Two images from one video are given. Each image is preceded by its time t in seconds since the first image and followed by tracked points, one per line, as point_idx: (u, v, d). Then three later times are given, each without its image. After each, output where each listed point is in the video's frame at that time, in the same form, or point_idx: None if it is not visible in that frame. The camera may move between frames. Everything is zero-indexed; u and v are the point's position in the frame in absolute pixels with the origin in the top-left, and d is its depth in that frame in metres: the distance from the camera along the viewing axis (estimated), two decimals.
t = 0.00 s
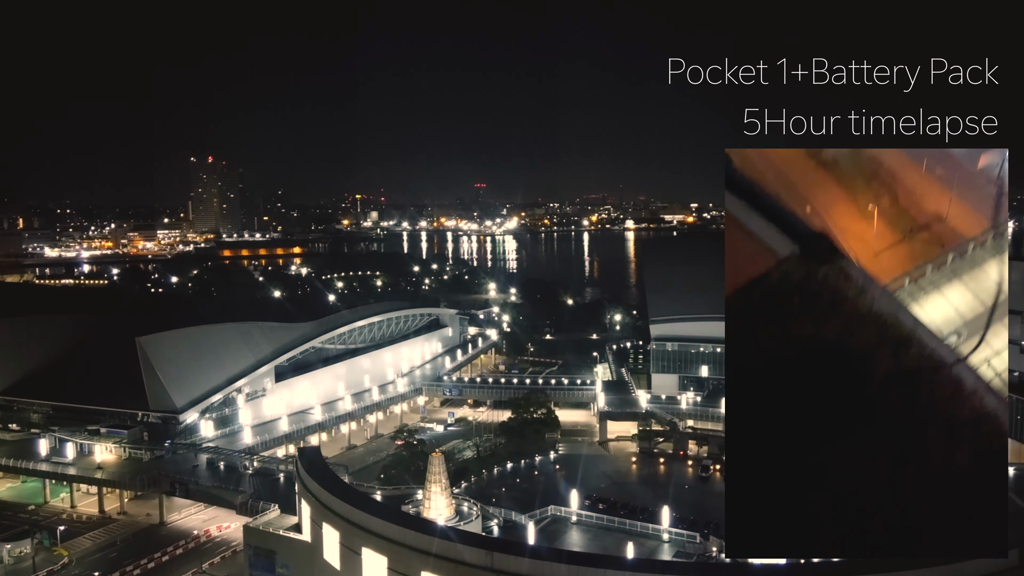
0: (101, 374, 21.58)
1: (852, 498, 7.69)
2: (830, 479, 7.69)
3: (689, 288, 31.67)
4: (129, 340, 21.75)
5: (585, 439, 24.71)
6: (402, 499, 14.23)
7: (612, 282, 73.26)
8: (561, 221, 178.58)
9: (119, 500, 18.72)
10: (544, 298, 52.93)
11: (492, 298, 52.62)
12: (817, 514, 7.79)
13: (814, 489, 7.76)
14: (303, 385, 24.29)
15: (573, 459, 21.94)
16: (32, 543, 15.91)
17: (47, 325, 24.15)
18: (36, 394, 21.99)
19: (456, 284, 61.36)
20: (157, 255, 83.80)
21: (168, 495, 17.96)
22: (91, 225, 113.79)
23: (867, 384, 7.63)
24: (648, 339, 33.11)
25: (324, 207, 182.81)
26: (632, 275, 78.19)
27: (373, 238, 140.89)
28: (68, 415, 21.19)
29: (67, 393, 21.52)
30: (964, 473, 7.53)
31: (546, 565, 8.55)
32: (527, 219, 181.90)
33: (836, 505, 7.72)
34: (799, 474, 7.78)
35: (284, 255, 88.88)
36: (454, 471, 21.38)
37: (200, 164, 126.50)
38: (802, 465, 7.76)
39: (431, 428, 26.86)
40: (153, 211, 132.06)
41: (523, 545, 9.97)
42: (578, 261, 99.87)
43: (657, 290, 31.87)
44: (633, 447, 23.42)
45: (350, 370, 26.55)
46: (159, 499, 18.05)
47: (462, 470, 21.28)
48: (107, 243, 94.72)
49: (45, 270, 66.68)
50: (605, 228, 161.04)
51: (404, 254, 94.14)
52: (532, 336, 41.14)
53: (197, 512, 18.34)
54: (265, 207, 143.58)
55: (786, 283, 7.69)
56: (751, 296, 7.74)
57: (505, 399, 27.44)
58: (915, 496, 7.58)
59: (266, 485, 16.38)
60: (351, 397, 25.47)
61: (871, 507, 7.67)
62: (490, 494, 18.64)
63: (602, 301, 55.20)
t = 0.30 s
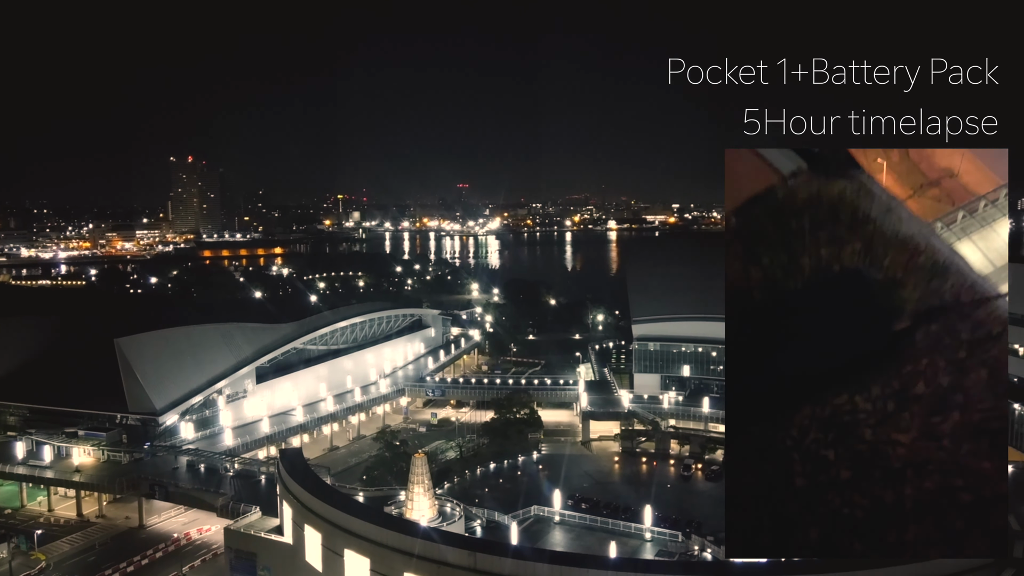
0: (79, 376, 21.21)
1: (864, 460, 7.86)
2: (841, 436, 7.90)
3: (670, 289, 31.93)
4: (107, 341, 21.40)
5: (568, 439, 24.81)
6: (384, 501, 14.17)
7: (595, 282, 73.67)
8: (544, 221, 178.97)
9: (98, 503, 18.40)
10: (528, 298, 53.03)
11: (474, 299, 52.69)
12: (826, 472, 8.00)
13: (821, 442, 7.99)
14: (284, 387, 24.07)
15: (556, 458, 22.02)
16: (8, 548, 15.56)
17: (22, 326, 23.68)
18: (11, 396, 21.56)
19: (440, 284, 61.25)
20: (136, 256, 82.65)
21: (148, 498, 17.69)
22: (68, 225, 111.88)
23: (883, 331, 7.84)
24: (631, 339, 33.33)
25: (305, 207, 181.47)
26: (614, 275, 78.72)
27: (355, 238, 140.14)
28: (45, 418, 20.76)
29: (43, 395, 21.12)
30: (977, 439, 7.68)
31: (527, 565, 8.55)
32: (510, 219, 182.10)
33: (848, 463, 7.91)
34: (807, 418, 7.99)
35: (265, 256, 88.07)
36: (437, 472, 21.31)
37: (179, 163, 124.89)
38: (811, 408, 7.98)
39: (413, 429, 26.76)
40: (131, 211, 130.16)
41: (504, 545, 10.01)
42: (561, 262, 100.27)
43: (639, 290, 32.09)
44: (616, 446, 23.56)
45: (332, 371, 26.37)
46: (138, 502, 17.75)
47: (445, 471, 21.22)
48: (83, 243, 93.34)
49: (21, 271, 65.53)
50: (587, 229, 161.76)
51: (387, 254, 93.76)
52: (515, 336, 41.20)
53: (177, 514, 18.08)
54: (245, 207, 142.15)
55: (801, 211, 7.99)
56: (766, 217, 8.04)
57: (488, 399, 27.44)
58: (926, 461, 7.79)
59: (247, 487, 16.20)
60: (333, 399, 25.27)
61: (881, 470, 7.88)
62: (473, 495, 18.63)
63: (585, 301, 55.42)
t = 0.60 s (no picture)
0: (55, 378, 20.82)
1: (870, 431, 8.53)
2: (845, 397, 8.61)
3: (653, 289, 32.11)
4: (84, 343, 21.02)
5: (551, 439, 24.89)
6: (367, 502, 14.10)
7: (577, 282, 73.89)
8: (527, 222, 179.05)
9: (76, 507, 18.08)
10: (511, 299, 52.97)
11: (457, 299, 52.60)
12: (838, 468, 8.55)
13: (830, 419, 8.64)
14: (265, 389, 23.81)
15: (538, 459, 22.08)
16: None
17: None
18: None
19: (422, 285, 60.92)
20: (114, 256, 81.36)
21: (127, 501, 17.42)
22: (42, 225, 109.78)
23: (880, 308, 8.60)
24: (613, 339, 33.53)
25: (286, 207, 179.83)
26: (596, 276, 79.00)
27: (337, 238, 139.16)
28: (21, 421, 20.38)
29: (19, 398, 20.75)
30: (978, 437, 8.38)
31: (510, 564, 8.57)
32: (492, 220, 181.94)
33: (856, 431, 8.55)
34: (802, 363, 8.72)
35: (247, 257, 87.21)
36: (419, 473, 21.22)
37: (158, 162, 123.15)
38: (808, 349, 8.72)
39: (396, 430, 26.63)
40: (108, 210, 128.09)
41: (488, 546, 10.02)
42: (543, 262, 100.43)
43: (622, 291, 32.30)
44: (598, 447, 23.71)
45: (313, 372, 26.14)
46: (117, 505, 17.48)
47: (427, 472, 21.15)
48: (59, 242, 91.81)
49: None
50: (570, 230, 162.18)
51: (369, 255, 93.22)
52: (499, 337, 41.17)
53: (157, 517, 17.82)
54: (225, 207, 140.47)
55: (805, 185, 8.81)
56: (766, 220, 8.95)
57: (471, 400, 27.39)
58: (930, 449, 8.42)
59: (227, 489, 16.03)
60: (315, 400, 25.05)
61: (883, 446, 8.50)
62: (456, 496, 18.60)
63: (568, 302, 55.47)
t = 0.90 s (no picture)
0: (30, 380, 20.39)
1: (920, 451, 8.58)
2: (893, 411, 8.70)
3: (635, 289, 32.32)
4: (60, 344, 20.62)
5: (533, 439, 24.96)
6: (349, 504, 14.02)
7: (559, 282, 74.23)
8: (509, 223, 179.27)
9: (53, 511, 17.73)
10: (494, 300, 52.99)
11: (439, 300, 52.52)
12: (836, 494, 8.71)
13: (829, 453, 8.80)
14: (246, 390, 23.55)
15: (521, 459, 22.12)
16: None
17: None
18: None
19: (404, 285, 60.66)
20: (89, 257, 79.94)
21: (105, 505, 17.12)
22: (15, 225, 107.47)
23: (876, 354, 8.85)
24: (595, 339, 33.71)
25: (266, 207, 178.07)
26: (577, 276, 79.39)
27: (318, 239, 138.30)
28: None
29: None
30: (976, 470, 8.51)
31: (493, 566, 8.57)
32: (475, 220, 181.83)
33: (906, 451, 8.60)
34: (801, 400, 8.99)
35: (226, 257, 86.29)
36: (402, 474, 21.12)
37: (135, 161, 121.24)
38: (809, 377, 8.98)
39: (378, 432, 26.48)
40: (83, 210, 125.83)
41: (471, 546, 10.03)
42: (525, 262, 100.67)
43: (605, 291, 32.49)
44: (580, 447, 23.83)
45: (295, 374, 25.91)
46: (95, 509, 17.17)
47: (410, 473, 21.05)
48: (36, 242, 90.56)
49: None
50: (552, 230, 162.67)
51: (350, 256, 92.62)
52: (481, 337, 41.14)
53: (136, 521, 17.53)
54: (204, 207, 138.68)
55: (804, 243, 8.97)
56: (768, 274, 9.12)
57: (453, 401, 27.32)
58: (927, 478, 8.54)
59: (208, 492, 15.83)
60: (296, 401, 24.84)
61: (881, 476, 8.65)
62: (438, 497, 18.56)
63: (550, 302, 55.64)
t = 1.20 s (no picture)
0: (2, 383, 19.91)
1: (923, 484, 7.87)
2: (910, 457, 7.90)
3: (617, 289, 32.50)
4: (35, 346, 20.18)
5: (516, 440, 25.00)
6: (330, 506, 13.91)
7: (541, 283, 74.57)
8: (491, 223, 179.47)
9: (29, 515, 17.37)
10: (476, 300, 53.06)
11: (422, 300, 52.52)
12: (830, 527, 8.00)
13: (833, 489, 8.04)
14: (227, 392, 23.29)
15: (504, 459, 22.16)
16: None
17: None
18: None
19: (387, 286, 60.48)
20: (66, 257, 78.64)
21: (83, 508, 16.81)
22: None
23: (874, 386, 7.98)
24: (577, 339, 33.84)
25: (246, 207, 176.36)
26: (559, 277, 79.80)
27: (299, 239, 137.34)
28: None
29: None
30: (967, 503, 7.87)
31: (475, 568, 8.57)
32: (457, 221, 181.74)
33: (931, 511, 7.88)
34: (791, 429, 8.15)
35: (206, 258, 85.41)
36: (384, 475, 21.02)
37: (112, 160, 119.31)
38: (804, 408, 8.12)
39: (360, 433, 26.35)
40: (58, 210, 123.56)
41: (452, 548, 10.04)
42: (508, 263, 100.87)
43: (587, 292, 32.64)
44: (562, 447, 23.96)
45: (275, 375, 25.65)
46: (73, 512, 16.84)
47: (392, 475, 20.97)
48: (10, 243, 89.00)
49: None
50: (534, 231, 163.24)
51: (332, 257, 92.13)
52: (463, 338, 41.14)
53: (114, 524, 17.24)
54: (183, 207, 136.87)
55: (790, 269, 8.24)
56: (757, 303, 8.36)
57: (435, 402, 27.22)
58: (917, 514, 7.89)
59: (188, 494, 15.62)
60: (277, 403, 24.60)
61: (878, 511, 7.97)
62: (421, 497, 18.52)
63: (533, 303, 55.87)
